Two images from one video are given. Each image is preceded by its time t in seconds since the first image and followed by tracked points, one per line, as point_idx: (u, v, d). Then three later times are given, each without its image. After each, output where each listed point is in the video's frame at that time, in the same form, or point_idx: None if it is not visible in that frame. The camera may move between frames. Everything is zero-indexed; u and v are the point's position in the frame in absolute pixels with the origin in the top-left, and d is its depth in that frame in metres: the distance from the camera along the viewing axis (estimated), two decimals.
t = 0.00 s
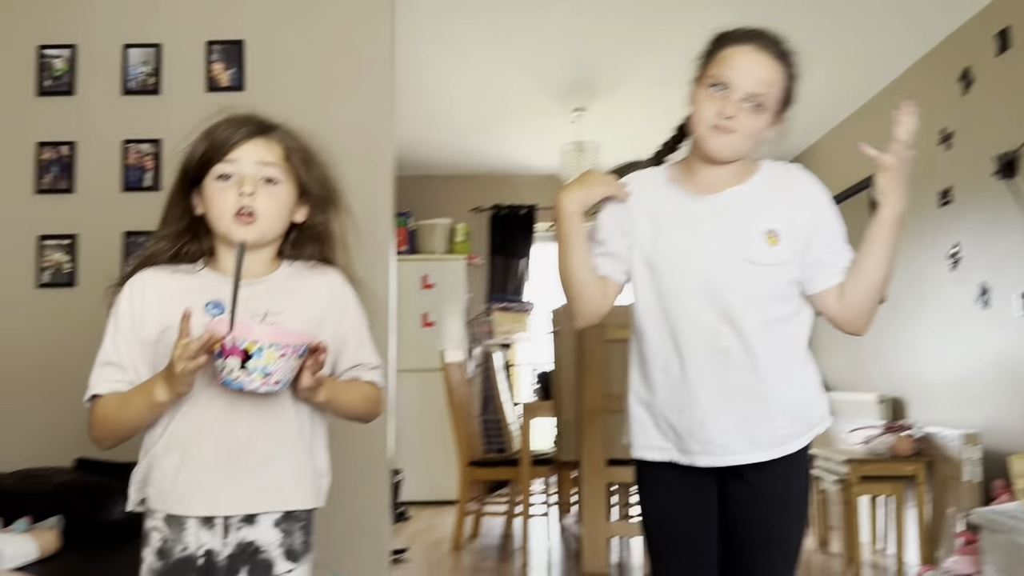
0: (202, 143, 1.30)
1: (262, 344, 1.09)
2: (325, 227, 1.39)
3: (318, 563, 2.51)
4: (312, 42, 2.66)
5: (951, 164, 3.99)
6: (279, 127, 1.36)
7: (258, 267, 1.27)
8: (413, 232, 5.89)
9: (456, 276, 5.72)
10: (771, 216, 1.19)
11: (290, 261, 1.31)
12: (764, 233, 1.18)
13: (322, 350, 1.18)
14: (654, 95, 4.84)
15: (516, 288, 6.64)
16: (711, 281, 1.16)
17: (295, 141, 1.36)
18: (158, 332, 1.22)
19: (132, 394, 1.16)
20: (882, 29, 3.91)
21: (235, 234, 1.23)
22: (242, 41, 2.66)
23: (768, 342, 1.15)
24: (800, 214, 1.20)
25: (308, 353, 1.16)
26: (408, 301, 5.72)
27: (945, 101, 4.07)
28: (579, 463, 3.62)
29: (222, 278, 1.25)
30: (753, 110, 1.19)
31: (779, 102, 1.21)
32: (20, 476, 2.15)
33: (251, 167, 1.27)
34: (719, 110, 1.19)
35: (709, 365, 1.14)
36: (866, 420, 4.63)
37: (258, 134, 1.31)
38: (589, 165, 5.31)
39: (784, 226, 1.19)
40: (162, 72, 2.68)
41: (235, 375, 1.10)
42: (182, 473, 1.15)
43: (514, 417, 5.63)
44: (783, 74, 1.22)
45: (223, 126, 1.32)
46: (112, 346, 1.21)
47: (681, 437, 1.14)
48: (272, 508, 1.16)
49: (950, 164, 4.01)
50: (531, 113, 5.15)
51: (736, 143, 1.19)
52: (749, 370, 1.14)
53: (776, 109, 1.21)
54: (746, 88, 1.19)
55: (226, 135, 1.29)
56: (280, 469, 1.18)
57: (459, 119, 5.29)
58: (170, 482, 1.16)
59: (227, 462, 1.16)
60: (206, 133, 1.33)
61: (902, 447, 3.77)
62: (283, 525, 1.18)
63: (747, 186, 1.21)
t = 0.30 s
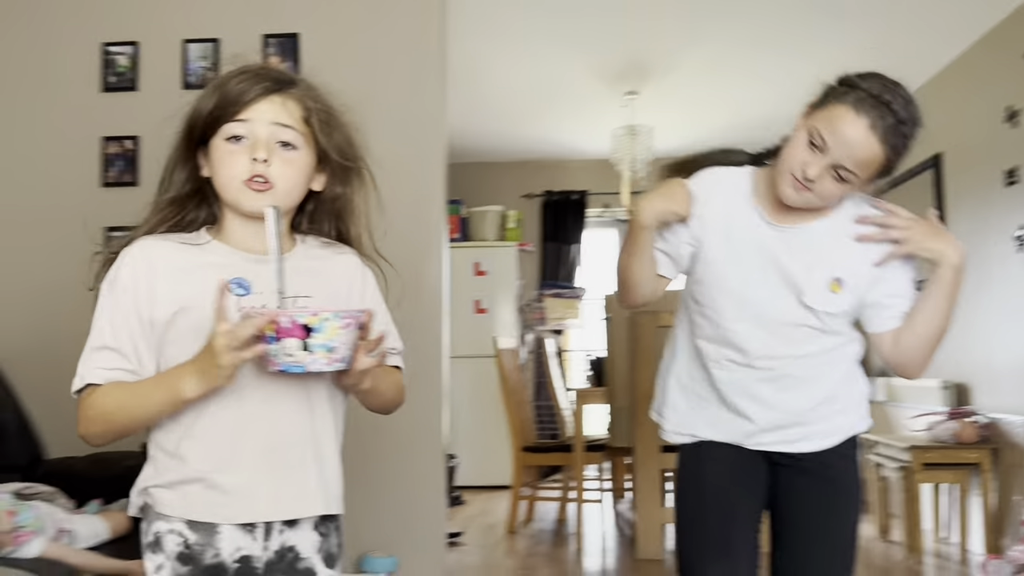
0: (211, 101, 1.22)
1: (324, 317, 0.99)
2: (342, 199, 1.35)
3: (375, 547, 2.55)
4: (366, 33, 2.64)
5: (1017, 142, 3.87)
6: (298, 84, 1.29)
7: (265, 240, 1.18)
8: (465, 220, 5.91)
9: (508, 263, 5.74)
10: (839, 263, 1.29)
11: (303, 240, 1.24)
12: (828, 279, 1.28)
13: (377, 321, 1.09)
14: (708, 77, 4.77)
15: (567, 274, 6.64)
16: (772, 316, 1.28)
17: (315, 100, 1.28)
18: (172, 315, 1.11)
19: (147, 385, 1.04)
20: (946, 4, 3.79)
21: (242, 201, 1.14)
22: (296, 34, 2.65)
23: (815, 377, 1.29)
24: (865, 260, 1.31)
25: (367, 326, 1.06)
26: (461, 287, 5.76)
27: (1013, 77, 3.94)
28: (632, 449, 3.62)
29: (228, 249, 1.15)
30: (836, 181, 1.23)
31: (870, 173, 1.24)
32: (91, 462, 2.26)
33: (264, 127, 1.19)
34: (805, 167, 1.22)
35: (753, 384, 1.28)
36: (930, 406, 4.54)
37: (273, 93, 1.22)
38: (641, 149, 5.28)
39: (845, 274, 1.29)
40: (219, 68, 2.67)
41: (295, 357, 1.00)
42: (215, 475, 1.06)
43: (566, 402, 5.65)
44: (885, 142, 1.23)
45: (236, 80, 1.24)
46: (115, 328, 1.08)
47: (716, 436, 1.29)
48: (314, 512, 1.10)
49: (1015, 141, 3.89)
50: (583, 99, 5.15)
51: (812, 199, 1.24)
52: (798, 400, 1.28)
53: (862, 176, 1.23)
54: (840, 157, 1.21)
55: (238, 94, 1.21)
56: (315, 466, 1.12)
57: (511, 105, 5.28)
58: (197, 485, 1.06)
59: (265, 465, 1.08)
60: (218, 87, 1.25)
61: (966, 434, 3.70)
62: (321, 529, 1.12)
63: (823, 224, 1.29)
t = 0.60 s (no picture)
0: (215, 47, 1.07)
1: (384, 293, 0.97)
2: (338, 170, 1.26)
3: (419, 532, 2.56)
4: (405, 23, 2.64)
5: None
6: (310, 40, 1.16)
7: (263, 210, 1.06)
8: (505, 208, 5.91)
9: (550, 251, 5.71)
10: (872, 195, 1.26)
11: (301, 209, 1.15)
12: (862, 213, 1.24)
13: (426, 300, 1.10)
14: (750, 60, 4.69)
15: (608, 261, 6.60)
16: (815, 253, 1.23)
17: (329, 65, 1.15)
18: (175, 287, 0.97)
19: (165, 356, 0.91)
20: None
21: (251, 167, 1.02)
22: (336, 26, 2.65)
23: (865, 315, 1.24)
24: (899, 194, 1.28)
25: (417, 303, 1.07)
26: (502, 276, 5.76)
27: None
28: (675, 437, 3.61)
29: (231, 215, 1.03)
30: (846, 98, 1.22)
31: (880, 82, 1.22)
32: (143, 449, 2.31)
33: (280, 86, 1.05)
34: (813, 94, 1.23)
35: (787, 329, 1.23)
36: (981, 393, 4.42)
37: (289, 48, 1.09)
38: (682, 135, 5.21)
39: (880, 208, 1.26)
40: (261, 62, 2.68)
41: (347, 330, 0.96)
42: (224, 463, 0.95)
43: (608, 391, 5.63)
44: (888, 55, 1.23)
45: (248, 28, 1.10)
46: (116, 297, 0.93)
47: (754, 393, 1.24)
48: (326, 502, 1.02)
49: None
50: (624, 83, 5.08)
51: (829, 122, 1.23)
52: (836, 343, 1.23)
53: (873, 91, 1.22)
54: (841, 75, 1.21)
55: (250, 45, 1.07)
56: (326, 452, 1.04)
57: (549, 91, 5.25)
58: (204, 476, 0.94)
59: (280, 451, 0.97)
60: (223, 32, 1.10)
61: (1017, 421, 3.54)
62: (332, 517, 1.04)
63: (848, 163, 1.27)
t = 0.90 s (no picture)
0: (267, 40, 1.03)
1: (430, 267, 0.95)
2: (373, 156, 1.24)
3: (452, 523, 2.57)
4: (432, 16, 2.64)
5: None
6: (352, 27, 1.13)
7: (309, 203, 1.04)
8: (534, 200, 5.90)
9: (579, 242, 5.69)
10: (856, 173, 1.25)
11: (339, 200, 1.13)
12: (850, 192, 1.24)
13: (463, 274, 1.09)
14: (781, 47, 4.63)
15: (639, 252, 6.57)
16: (802, 242, 1.24)
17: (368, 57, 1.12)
18: (230, 283, 0.95)
19: (217, 351, 0.89)
20: None
21: (304, 162, 0.99)
22: (365, 20, 2.65)
23: (866, 297, 1.23)
24: (883, 172, 1.26)
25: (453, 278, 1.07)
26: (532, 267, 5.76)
27: None
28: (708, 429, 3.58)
29: (279, 209, 1.01)
30: (801, 64, 1.24)
31: (824, 40, 1.26)
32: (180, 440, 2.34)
33: (331, 81, 1.02)
34: (768, 71, 1.25)
35: (786, 318, 1.23)
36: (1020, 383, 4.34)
37: (339, 39, 1.06)
38: (713, 124, 5.15)
39: (870, 185, 1.24)
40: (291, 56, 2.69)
41: (397, 308, 0.95)
42: (280, 459, 0.92)
43: (639, 381, 5.61)
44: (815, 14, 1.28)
45: (297, 18, 1.06)
46: (167, 294, 0.90)
47: (758, 390, 1.24)
48: (381, 497, 0.99)
49: None
50: (653, 72, 5.03)
51: (798, 92, 1.24)
52: (836, 330, 1.22)
53: (824, 52, 1.26)
54: (786, 46, 1.24)
55: (301, 37, 1.03)
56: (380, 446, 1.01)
57: (579, 81, 5.21)
58: (260, 473, 0.91)
59: (337, 445, 0.94)
60: (273, 22, 1.06)
61: None
62: (380, 514, 1.02)
63: (828, 147, 1.27)
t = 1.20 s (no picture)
0: (307, 46, 1.03)
1: (431, 259, 0.95)
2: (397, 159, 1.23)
3: (473, 517, 2.57)
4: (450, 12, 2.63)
5: None
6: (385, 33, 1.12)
7: (339, 208, 1.04)
8: (552, 194, 5.88)
9: (598, 237, 5.66)
10: (830, 164, 1.27)
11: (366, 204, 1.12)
12: (820, 183, 1.26)
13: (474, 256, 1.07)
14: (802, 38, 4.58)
15: (658, 246, 6.54)
16: (769, 236, 1.29)
17: (398, 60, 1.12)
18: (263, 288, 0.95)
19: (237, 360, 0.88)
20: None
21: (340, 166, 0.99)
22: (382, 16, 2.64)
23: (839, 285, 1.23)
24: (859, 160, 1.27)
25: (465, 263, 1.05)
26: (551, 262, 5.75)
27: None
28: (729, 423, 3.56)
29: (309, 213, 1.01)
30: (783, 69, 1.27)
31: (806, 40, 1.27)
32: (202, 435, 2.36)
33: (366, 87, 1.01)
34: (754, 81, 1.29)
35: (757, 309, 1.28)
36: None
37: (376, 46, 1.05)
38: (733, 116, 5.11)
39: (843, 175, 1.26)
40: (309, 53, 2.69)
41: (410, 307, 0.95)
42: (309, 455, 0.91)
43: (659, 375, 5.59)
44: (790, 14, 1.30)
45: (335, 25, 1.05)
46: (190, 304, 0.90)
47: (734, 378, 1.30)
48: (411, 495, 0.98)
49: None
50: (672, 64, 4.99)
51: (782, 95, 1.27)
52: (802, 319, 1.24)
53: (808, 51, 1.28)
54: (767, 54, 1.27)
55: (341, 43, 1.03)
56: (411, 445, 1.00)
57: (598, 74, 5.18)
58: (289, 469, 0.91)
59: (369, 441, 0.94)
60: (312, 29, 1.05)
61: None
62: (411, 513, 1.01)
63: (809, 142, 1.30)
